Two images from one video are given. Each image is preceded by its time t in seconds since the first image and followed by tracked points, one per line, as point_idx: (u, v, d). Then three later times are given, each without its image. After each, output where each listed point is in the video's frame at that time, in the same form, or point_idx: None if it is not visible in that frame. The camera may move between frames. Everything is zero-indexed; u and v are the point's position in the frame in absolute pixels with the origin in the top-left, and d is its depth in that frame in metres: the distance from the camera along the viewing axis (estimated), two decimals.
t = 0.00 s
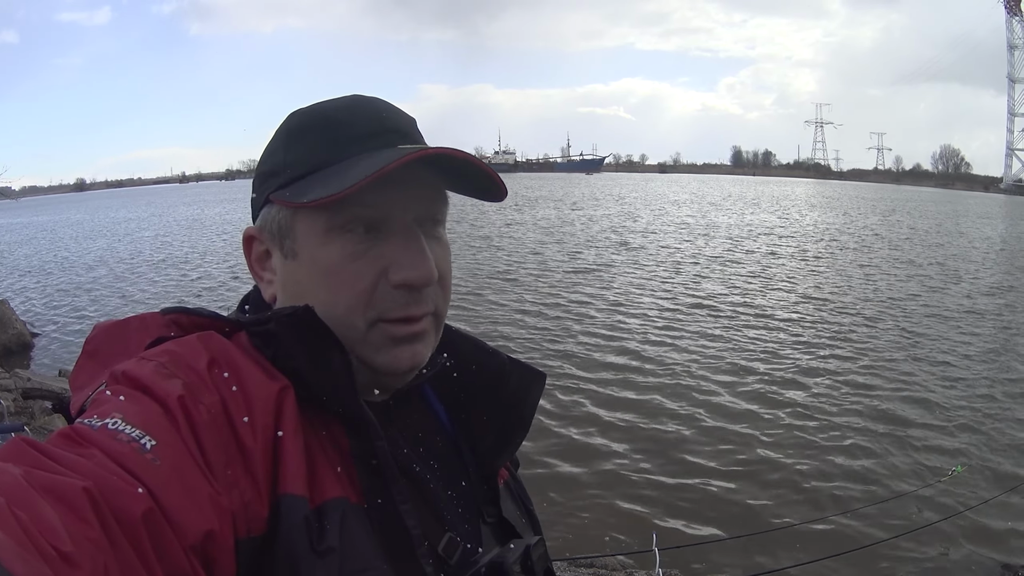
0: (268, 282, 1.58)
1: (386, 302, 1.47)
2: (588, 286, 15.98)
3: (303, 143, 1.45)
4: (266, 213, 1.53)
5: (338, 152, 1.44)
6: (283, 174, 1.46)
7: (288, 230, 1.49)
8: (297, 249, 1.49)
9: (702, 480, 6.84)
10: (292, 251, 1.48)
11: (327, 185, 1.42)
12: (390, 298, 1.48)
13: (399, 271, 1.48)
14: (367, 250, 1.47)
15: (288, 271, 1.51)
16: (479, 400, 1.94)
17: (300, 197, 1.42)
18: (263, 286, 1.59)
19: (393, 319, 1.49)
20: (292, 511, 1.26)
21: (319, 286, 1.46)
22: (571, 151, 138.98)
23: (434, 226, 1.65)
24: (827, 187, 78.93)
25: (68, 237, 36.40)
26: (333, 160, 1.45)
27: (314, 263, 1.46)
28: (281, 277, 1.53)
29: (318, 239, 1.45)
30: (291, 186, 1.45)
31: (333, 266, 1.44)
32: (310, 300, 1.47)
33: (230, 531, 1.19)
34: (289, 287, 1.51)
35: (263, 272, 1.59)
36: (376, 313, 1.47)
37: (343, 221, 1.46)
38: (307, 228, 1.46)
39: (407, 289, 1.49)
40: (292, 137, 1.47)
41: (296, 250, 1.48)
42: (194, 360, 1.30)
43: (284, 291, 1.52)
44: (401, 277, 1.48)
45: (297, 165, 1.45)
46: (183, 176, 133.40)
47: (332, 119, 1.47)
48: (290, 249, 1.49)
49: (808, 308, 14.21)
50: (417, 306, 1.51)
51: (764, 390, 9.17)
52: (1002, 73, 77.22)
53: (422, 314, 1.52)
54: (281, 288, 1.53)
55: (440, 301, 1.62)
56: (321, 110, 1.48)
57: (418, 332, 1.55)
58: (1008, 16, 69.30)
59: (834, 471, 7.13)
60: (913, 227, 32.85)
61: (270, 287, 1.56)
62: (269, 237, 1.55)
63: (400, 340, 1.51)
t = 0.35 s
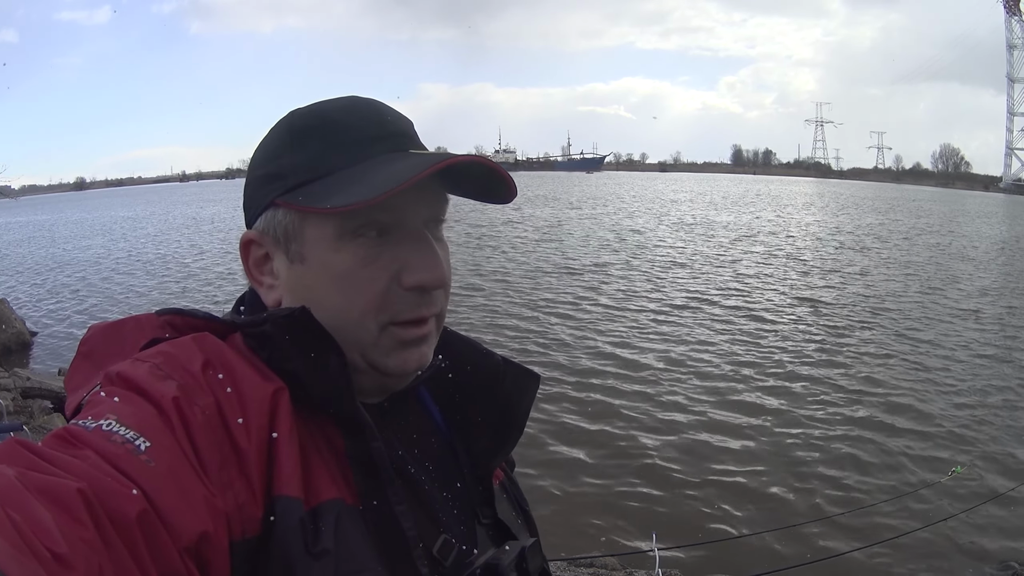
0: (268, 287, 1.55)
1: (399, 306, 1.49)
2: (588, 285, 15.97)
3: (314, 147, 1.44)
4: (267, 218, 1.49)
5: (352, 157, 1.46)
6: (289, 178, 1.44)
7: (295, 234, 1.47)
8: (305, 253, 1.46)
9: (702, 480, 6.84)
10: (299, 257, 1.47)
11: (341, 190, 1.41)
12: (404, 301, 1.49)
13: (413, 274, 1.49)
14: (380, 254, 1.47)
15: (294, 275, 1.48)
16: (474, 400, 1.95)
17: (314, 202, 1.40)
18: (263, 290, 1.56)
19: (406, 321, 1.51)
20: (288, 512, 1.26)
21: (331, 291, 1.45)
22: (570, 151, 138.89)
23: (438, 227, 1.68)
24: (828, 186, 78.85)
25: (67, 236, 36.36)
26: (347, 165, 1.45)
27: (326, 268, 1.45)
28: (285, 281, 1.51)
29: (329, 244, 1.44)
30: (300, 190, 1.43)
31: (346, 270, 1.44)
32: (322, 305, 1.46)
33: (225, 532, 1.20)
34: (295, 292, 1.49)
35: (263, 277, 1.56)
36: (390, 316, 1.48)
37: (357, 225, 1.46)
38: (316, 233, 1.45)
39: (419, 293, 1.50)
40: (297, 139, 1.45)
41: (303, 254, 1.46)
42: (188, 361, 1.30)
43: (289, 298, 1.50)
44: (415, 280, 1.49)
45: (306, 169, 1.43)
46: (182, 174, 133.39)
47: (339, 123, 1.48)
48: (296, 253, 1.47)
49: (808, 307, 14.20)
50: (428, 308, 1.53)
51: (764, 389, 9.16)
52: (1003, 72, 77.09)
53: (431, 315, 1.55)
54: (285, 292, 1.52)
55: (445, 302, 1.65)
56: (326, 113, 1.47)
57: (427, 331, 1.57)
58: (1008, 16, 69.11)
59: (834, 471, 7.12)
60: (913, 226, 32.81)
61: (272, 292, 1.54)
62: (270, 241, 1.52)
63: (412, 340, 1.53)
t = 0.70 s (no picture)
0: (280, 290, 1.52)
1: (422, 308, 1.52)
2: (590, 284, 15.95)
3: (346, 152, 1.44)
4: (284, 218, 1.46)
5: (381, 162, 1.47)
6: (313, 179, 1.42)
7: (316, 235, 1.44)
8: (328, 256, 1.44)
9: (704, 479, 6.83)
10: (321, 259, 1.44)
11: (371, 194, 1.41)
12: (427, 302, 1.52)
13: (437, 277, 1.52)
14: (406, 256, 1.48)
15: (313, 278, 1.46)
16: (474, 399, 1.94)
17: (348, 205, 1.39)
18: (274, 293, 1.53)
19: (425, 323, 1.54)
20: (287, 514, 1.26)
21: (356, 295, 1.45)
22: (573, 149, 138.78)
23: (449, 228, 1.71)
24: (831, 186, 78.62)
25: (71, 233, 36.45)
26: (377, 169, 1.46)
27: (354, 271, 1.44)
28: (301, 284, 1.48)
29: (356, 247, 1.44)
30: (324, 192, 1.41)
31: (372, 274, 1.44)
32: (347, 308, 1.45)
33: (224, 532, 1.20)
34: (314, 295, 1.47)
35: (274, 278, 1.52)
36: (414, 319, 1.51)
37: (385, 229, 1.46)
38: (341, 236, 1.44)
39: (439, 295, 1.54)
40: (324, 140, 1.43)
41: (325, 257, 1.44)
42: (188, 361, 1.31)
43: (309, 300, 1.47)
44: (439, 282, 1.52)
45: (333, 173, 1.42)
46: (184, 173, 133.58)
47: (368, 128, 1.48)
48: (318, 256, 1.45)
49: (811, 307, 14.16)
50: (446, 310, 1.57)
51: (767, 389, 9.15)
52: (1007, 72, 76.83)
53: (446, 317, 1.58)
54: (300, 295, 1.49)
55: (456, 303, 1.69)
56: (353, 118, 1.48)
57: (437, 332, 1.61)
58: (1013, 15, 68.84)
59: (836, 470, 7.11)
60: (919, 225, 32.63)
61: (284, 294, 1.51)
62: (286, 242, 1.48)
63: (429, 339, 1.58)
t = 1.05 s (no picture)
0: (329, 298, 1.40)
1: (456, 312, 1.60)
2: (594, 283, 15.94)
3: (428, 166, 1.42)
4: (352, 226, 1.38)
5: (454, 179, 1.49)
6: (396, 189, 1.37)
7: (383, 247, 1.40)
8: (394, 267, 1.42)
9: (708, 480, 6.82)
10: (384, 270, 1.42)
11: (454, 210, 1.43)
12: (458, 310, 1.60)
13: (471, 286, 1.60)
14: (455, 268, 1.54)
15: (375, 289, 1.42)
16: (470, 399, 1.95)
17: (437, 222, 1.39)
18: (320, 302, 1.40)
19: (454, 325, 1.62)
20: (284, 517, 1.26)
21: (416, 306, 1.47)
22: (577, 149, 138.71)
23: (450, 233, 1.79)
24: (836, 185, 78.33)
25: (77, 232, 36.65)
26: (451, 185, 1.47)
27: (418, 284, 1.45)
28: (361, 293, 1.42)
29: (417, 258, 1.44)
30: (409, 206, 1.38)
31: (434, 287, 1.48)
32: (406, 319, 1.46)
33: (219, 533, 1.20)
34: (374, 305, 1.43)
35: (322, 286, 1.40)
36: (451, 325, 1.59)
37: (445, 243, 1.50)
38: (410, 248, 1.43)
39: (469, 301, 1.62)
40: (393, 149, 1.39)
41: (391, 268, 1.42)
42: (182, 362, 1.31)
43: (370, 309, 1.43)
44: (472, 291, 1.60)
45: (418, 186, 1.40)
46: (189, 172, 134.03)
47: (439, 144, 1.49)
48: (380, 267, 1.41)
49: (815, 307, 14.14)
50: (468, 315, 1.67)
51: (771, 388, 9.12)
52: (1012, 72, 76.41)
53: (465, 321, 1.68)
54: (356, 305, 1.42)
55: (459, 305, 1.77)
56: (428, 133, 1.47)
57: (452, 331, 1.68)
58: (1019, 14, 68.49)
59: (840, 471, 7.09)
60: (924, 226, 32.52)
61: (336, 303, 1.41)
62: (347, 249, 1.39)
63: (446, 341, 1.66)
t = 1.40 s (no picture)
0: (343, 299, 1.39)
1: (463, 315, 1.61)
2: (600, 284, 15.92)
3: (442, 170, 1.42)
4: (369, 227, 1.37)
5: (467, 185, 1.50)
6: (412, 192, 1.37)
7: (398, 248, 1.40)
8: (408, 269, 1.42)
9: (714, 481, 6.79)
10: (398, 270, 1.41)
11: (468, 215, 1.44)
12: (466, 314, 1.61)
13: (478, 291, 1.61)
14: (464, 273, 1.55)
15: (388, 290, 1.41)
16: (471, 400, 1.94)
17: (453, 225, 1.40)
18: (333, 301, 1.39)
19: (460, 328, 1.63)
20: (285, 517, 1.26)
21: (428, 308, 1.47)
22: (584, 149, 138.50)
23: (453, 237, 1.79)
24: (844, 186, 77.89)
25: (86, 231, 36.88)
26: (465, 190, 1.48)
27: (430, 286, 1.46)
28: (375, 294, 1.41)
29: (430, 261, 1.44)
30: (425, 209, 1.39)
31: (446, 290, 1.49)
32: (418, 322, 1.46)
33: (220, 534, 1.20)
34: (388, 306, 1.43)
35: (336, 286, 1.39)
36: (458, 328, 1.59)
37: (457, 247, 1.50)
38: (426, 250, 1.43)
39: (475, 305, 1.62)
40: (408, 154, 1.39)
41: (404, 270, 1.42)
42: (184, 362, 1.31)
43: (383, 311, 1.43)
44: (478, 295, 1.61)
45: (433, 190, 1.40)
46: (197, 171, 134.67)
47: (452, 150, 1.50)
48: (395, 268, 1.41)
49: (823, 308, 14.07)
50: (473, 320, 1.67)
51: (777, 390, 9.08)
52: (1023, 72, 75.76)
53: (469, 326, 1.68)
54: (369, 305, 1.41)
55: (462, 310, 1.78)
56: (440, 138, 1.48)
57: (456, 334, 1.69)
58: None
59: (847, 473, 7.05)
60: (933, 226, 32.28)
61: (350, 304, 1.40)
62: (363, 250, 1.38)
63: (451, 343, 1.67)
